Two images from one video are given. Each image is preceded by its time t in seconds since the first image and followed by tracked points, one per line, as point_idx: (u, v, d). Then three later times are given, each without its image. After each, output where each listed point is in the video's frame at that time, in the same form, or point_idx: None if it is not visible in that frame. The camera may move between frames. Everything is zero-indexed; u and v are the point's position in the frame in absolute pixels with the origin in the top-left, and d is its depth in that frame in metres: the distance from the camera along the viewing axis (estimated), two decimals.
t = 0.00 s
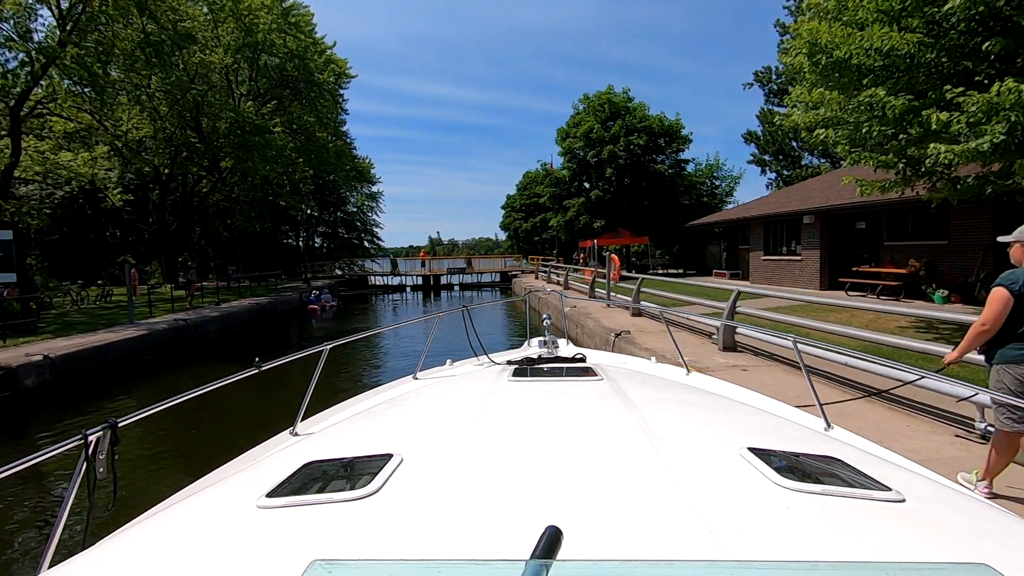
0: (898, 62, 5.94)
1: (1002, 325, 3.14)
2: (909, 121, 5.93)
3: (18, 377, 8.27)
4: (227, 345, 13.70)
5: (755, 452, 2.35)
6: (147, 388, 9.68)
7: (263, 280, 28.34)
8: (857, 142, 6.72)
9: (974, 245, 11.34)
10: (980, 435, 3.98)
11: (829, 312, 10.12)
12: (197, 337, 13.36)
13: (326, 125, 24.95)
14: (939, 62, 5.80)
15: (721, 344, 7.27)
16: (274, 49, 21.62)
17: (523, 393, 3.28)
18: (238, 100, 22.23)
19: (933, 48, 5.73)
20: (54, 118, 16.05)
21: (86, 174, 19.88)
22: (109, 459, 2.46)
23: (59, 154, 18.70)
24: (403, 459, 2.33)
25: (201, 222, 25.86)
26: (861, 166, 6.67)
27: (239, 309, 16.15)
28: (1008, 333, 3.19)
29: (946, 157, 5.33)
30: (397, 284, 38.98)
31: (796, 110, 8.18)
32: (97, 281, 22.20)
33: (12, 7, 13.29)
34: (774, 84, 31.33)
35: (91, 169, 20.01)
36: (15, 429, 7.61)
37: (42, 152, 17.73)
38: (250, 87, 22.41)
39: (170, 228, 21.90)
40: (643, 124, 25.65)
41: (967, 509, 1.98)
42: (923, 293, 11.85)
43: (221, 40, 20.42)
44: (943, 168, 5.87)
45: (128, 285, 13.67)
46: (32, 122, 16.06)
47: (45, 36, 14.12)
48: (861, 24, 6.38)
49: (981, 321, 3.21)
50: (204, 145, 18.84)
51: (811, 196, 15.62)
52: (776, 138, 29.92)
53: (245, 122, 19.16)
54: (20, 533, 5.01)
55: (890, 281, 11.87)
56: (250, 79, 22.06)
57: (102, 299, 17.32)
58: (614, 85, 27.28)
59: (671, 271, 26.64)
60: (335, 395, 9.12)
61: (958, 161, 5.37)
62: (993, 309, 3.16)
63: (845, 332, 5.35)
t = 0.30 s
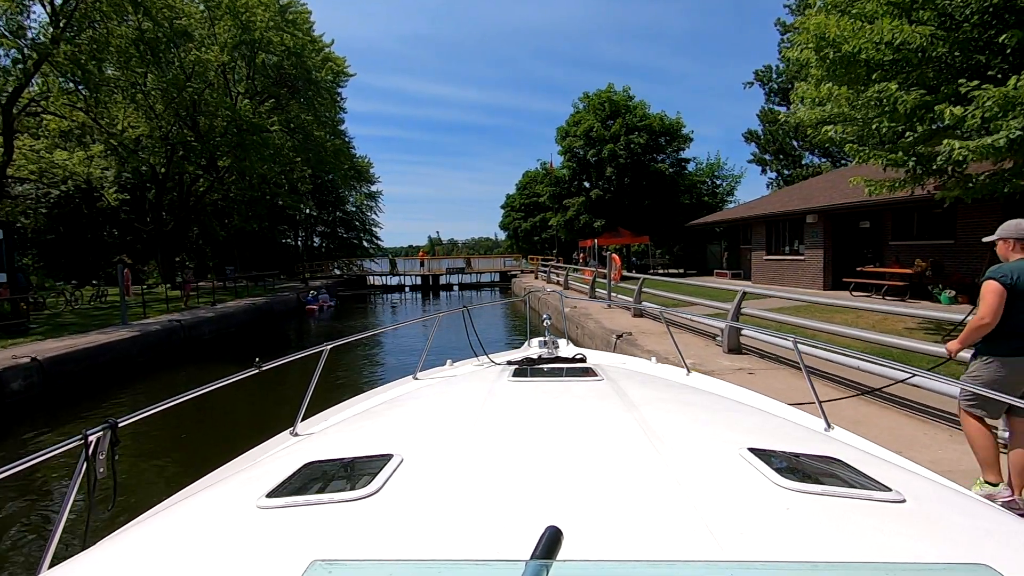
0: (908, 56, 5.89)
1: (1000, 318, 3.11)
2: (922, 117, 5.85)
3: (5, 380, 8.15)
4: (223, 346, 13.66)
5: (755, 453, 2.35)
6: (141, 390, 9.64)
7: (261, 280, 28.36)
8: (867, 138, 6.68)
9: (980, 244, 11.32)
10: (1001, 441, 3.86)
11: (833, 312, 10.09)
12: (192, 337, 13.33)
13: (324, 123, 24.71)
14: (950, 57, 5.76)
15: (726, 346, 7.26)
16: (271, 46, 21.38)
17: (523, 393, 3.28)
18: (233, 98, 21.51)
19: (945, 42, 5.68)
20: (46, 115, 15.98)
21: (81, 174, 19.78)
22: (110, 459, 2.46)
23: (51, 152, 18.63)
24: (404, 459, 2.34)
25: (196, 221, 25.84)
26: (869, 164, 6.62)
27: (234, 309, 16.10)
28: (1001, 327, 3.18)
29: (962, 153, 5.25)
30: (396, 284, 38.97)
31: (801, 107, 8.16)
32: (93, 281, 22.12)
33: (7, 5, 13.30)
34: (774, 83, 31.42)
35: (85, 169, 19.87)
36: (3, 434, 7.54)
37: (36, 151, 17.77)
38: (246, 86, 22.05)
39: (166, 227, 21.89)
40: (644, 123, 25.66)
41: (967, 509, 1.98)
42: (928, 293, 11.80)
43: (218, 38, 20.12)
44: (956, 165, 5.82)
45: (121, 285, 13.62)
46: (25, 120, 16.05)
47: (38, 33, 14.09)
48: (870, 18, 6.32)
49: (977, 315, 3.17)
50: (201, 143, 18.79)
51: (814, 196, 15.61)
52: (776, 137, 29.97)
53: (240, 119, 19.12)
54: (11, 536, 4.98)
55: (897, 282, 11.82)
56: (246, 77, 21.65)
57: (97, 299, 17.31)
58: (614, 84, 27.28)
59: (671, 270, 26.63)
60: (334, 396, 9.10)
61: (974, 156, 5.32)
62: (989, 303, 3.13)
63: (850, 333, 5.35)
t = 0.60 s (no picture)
0: (919, 50, 5.85)
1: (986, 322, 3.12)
2: (934, 113, 5.82)
3: None
4: (217, 347, 13.63)
5: (755, 453, 2.35)
6: (133, 393, 9.59)
7: (259, 279, 28.35)
8: (876, 134, 6.63)
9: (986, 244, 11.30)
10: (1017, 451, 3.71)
11: (837, 313, 10.05)
12: (186, 338, 13.29)
13: (321, 122, 24.06)
14: (962, 51, 5.73)
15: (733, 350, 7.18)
16: (269, 44, 21.22)
17: (524, 393, 3.28)
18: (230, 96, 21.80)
19: (957, 36, 5.65)
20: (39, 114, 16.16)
21: (79, 173, 19.82)
22: (110, 458, 2.47)
23: (45, 149, 18.93)
24: (404, 459, 2.33)
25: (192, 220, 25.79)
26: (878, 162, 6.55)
27: (229, 310, 16.06)
28: (988, 332, 3.18)
29: (979, 148, 5.20)
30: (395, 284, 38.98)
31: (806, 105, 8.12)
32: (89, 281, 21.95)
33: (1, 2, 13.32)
34: (775, 83, 31.43)
35: (84, 168, 19.89)
36: None
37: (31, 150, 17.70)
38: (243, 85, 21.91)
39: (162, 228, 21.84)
40: (644, 122, 25.63)
41: (967, 509, 1.98)
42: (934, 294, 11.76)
43: (214, 36, 20.55)
44: (968, 161, 5.78)
45: (114, 284, 13.55)
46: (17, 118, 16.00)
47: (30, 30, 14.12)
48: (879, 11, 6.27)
49: (964, 319, 3.16)
50: (196, 142, 18.77)
51: (817, 195, 15.59)
52: (777, 136, 29.98)
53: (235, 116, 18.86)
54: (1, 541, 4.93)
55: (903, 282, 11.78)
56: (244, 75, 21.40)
57: (91, 300, 17.26)
58: (615, 83, 27.30)
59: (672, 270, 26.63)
60: (332, 398, 9.06)
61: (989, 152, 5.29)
62: (976, 308, 3.13)
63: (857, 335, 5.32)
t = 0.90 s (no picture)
0: (930, 44, 5.73)
1: (958, 316, 3.21)
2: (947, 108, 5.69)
3: None
4: (211, 348, 13.59)
5: (755, 453, 2.34)
6: (126, 396, 9.54)
7: (257, 280, 28.34)
8: (885, 131, 6.49)
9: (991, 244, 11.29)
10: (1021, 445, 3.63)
11: (841, 314, 9.99)
12: (178, 341, 13.24)
13: (320, 122, 24.22)
14: (974, 45, 5.62)
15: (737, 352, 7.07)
16: (266, 42, 21.27)
17: (523, 393, 3.27)
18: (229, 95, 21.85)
19: (971, 28, 5.53)
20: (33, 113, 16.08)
21: (73, 174, 19.65)
22: (110, 458, 2.47)
23: (35, 148, 18.64)
24: (404, 459, 2.33)
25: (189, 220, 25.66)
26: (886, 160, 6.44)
27: (224, 311, 16.02)
28: (962, 324, 3.27)
29: (1001, 143, 5.10)
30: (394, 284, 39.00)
31: (811, 102, 8.04)
32: (84, 282, 21.60)
33: None
34: (775, 82, 31.46)
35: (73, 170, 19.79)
36: None
37: (27, 149, 17.65)
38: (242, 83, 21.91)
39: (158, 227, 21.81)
40: (645, 121, 25.61)
41: (968, 509, 1.97)
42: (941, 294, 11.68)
43: (212, 34, 20.53)
44: (982, 158, 5.67)
45: (106, 284, 13.44)
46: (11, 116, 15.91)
47: (24, 27, 14.11)
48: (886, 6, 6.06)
49: (938, 312, 3.25)
50: (193, 142, 18.72)
51: (819, 194, 15.56)
52: (777, 136, 29.99)
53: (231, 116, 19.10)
54: None
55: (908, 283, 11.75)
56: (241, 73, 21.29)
57: (86, 300, 17.20)
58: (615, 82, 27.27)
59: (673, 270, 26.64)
60: (327, 400, 9.02)
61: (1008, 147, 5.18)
62: (950, 301, 3.21)
63: (864, 336, 5.24)
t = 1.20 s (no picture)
0: (943, 38, 5.63)
1: (948, 320, 3.24)
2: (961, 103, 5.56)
3: None
4: (205, 350, 13.53)
5: (755, 452, 2.34)
6: (119, 399, 9.46)
7: (256, 280, 28.30)
8: (896, 127, 6.39)
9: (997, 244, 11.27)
10: None
11: (846, 315, 9.92)
12: (172, 342, 13.18)
13: (318, 121, 24.21)
14: (987, 38, 5.53)
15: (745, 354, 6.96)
16: (263, 41, 21.30)
17: (523, 393, 3.27)
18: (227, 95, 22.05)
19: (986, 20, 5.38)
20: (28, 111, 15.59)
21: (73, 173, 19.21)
22: (109, 458, 2.47)
23: (32, 148, 17.96)
24: (403, 459, 2.33)
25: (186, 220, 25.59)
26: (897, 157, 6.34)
27: (219, 312, 15.97)
28: (956, 328, 3.29)
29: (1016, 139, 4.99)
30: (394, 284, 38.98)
31: (816, 99, 7.99)
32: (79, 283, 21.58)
33: None
34: (776, 81, 31.47)
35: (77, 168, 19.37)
36: None
37: (23, 149, 17.59)
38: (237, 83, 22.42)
39: (155, 227, 21.75)
40: (645, 120, 25.61)
41: (968, 509, 1.97)
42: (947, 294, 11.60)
43: (208, 33, 20.25)
44: (995, 155, 5.56)
45: (99, 284, 13.38)
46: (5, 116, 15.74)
47: (18, 25, 14.00)
48: None
49: (929, 316, 3.29)
50: (190, 141, 18.66)
51: (822, 194, 15.55)
52: (778, 136, 30.00)
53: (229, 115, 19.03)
54: None
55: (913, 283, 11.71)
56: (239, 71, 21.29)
57: (80, 301, 17.10)
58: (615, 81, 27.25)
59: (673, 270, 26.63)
60: (323, 402, 8.94)
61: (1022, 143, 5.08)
62: (941, 305, 3.24)
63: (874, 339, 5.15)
